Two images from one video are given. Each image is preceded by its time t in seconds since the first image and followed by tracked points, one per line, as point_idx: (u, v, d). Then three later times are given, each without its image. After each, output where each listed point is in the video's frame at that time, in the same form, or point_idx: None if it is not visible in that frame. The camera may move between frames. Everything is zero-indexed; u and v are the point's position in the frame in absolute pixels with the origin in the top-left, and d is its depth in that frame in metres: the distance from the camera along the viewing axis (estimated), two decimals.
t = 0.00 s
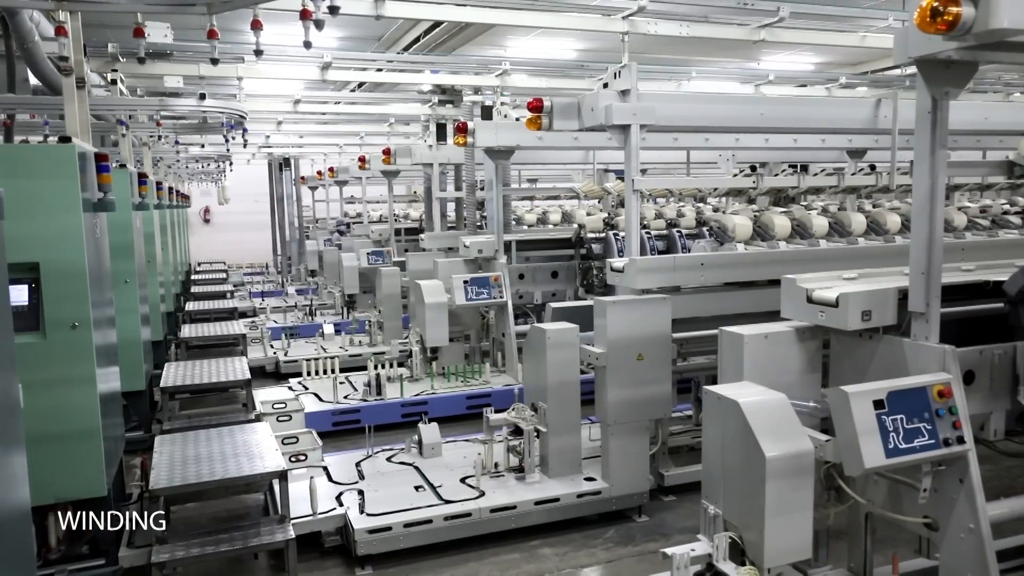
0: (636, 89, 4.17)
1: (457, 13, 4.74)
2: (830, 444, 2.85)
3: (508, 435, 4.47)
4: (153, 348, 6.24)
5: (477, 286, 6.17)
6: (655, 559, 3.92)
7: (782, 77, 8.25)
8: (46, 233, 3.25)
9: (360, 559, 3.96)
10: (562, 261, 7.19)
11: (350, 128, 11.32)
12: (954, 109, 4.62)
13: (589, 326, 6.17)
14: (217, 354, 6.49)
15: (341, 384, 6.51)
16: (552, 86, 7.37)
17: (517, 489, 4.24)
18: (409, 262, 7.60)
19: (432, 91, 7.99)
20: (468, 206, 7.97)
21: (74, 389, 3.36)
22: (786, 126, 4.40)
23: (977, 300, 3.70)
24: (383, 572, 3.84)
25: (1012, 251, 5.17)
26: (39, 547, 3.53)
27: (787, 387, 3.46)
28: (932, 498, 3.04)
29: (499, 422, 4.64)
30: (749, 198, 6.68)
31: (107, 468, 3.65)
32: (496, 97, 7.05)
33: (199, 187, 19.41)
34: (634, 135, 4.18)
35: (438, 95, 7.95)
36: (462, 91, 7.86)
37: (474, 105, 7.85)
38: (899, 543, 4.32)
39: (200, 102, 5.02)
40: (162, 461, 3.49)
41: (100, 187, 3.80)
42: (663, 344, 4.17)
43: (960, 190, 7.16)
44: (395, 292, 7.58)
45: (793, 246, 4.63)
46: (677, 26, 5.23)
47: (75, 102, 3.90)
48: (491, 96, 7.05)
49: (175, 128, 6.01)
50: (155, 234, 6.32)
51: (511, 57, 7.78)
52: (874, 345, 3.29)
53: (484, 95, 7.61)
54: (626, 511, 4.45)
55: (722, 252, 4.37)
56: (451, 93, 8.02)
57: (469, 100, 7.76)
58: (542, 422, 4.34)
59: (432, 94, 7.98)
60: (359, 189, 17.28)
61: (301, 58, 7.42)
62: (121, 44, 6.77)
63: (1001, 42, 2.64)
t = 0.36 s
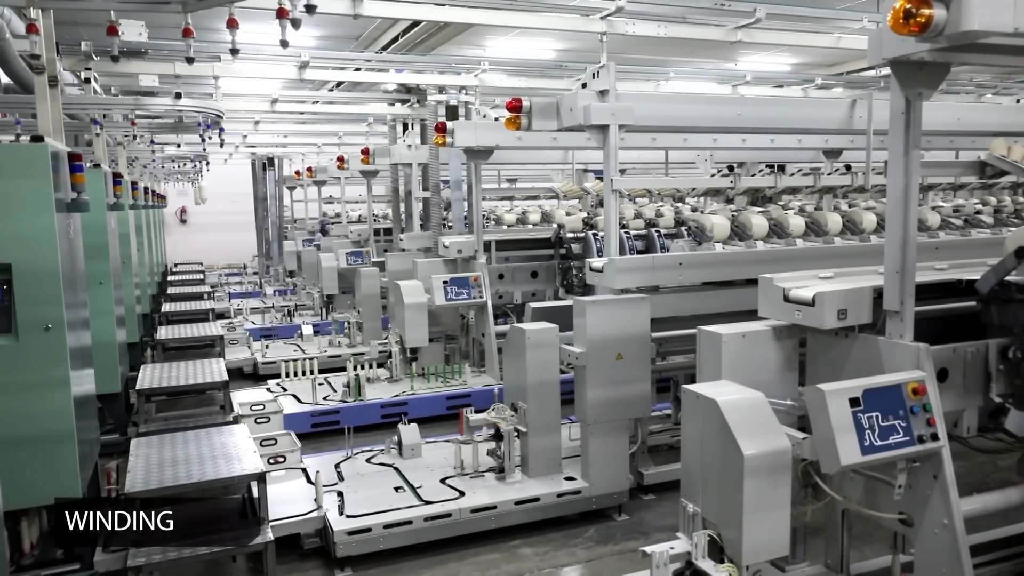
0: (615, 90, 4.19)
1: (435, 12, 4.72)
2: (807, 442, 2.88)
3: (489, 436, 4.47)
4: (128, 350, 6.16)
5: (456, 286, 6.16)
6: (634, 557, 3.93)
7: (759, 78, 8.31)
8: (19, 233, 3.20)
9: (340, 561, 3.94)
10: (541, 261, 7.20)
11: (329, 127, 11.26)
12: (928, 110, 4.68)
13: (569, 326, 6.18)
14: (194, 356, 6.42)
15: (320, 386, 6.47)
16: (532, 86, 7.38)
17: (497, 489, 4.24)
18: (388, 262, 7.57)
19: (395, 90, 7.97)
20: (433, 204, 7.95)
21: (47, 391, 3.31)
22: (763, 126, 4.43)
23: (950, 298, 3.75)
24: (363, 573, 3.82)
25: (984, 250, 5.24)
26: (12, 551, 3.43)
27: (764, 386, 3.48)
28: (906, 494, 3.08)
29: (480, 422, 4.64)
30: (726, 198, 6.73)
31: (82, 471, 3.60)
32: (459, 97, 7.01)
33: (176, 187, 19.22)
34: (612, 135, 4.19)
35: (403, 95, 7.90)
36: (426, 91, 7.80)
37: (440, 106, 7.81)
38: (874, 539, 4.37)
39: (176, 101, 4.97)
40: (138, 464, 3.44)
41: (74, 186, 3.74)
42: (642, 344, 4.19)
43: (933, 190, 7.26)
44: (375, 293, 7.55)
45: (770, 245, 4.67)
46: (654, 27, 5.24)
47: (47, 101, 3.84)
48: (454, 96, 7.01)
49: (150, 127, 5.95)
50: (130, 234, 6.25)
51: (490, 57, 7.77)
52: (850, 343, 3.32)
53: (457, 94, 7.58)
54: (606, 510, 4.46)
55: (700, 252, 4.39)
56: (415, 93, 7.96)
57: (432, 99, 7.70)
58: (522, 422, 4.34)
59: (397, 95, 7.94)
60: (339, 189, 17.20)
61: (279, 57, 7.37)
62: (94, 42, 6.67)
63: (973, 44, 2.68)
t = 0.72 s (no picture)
0: (599, 90, 4.20)
1: (420, 12, 4.71)
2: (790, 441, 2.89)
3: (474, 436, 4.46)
4: (110, 351, 6.10)
5: (441, 286, 6.15)
6: (619, 556, 3.94)
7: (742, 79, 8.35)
8: None
9: (324, 562, 3.92)
10: (526, 261, 7.20)
11: (314, 127, 11.21)
12: (909, 111, 4.72)
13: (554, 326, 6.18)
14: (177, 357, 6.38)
15: (304, 386, 6.43)
16: (516, 86, 7.37)
17: (483, 489, 4.23)
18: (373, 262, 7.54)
19: (365, 89, 7.95)
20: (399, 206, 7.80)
21: (26, 394, 3.27)
22: (747, 126, 4.45)
23: (931, 297, 3.78)
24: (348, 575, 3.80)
25: (964, 249, 5.29)
26: None
27: (747, 385, 3.50)
28: (888, 492, 3.10)
29: (465, 422, 4.63)
30: (710, 198, 6.75)
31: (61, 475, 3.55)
32: (429, 98, 6.90)
33: (159, 187, 19.09)
34: (597, 135, 4.20)
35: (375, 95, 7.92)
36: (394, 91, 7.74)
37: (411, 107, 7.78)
38: (857, 537, 4.40)
39: (157, 101, 4.93)
40: (120, 466, 3.40)
41: (54, 187, 3.69)
42: (627, 343, 4.19)
43: (914, 190, 7.31)
44: (360, 293, 7.54)
45: (753, 245, 4.69)
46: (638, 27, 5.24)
47: (27, 100, 3.80)
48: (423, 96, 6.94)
49: (132, 127, 5.90)
50: (112, 235, 6.19)
51: (475, 57, 7.76)
52: (833, 342, 3.34)
53: (437, 93, 7.55)
54: (592, 509, 4.46)
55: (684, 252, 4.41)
56: (385, 93, 7.90)
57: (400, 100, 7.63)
58: (507, 422, 4.34)
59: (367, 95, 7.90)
60: (323, 190, 17.13)
61: (262, 57, 7.33)
62: (74, 41, 6.61)
63: (953, 44, 2.70)
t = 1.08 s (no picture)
0: (587, 90, 4.21)
1: (408, 12, 4.71)
2: (777, 439, 2.91)
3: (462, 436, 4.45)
4: (95, 352, 6.05)
5: (429, 286, 6.14)
6: (608, 556, 3.94)
7: (729, 79, 8.39)
8: None
9: (312, 564, 3.90)
10: (514, 261, 7.21)
11: (301, 127, 11.16)
12: (894, 111, 4.76)
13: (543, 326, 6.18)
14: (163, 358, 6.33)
15: (292, 387, 6.40)
16: (504, 86, 7.38)
17: (471, 489, 4.23)
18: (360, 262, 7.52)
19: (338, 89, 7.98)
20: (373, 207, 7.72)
21: (11, 395, 3.23)
22: (734, 127, 4.47)
23: (916, 296, 3.80)
24: None
25: (948, 249, 5.34)
26: None
27: (734, 384, 3.51)
28: (874, 490, 3.12)
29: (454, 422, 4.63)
30: (697, 198, 6.78)
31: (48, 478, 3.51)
32: (402, 98, 6.97)
33: (144, 187, 18.96)
34: (584, 135, 4.20)
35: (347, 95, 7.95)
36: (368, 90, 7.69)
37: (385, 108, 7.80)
38: (843, 534, 4.43)
39: (143, 100, 4.89)
40: (105, 468, 3.38)
41: (38, 187, 3.66)
42: (615, 343, 4.21)
43: (899, 190, 7.38)
44: (347, 293, 7.52)
45: (740, 245, 4.72)
46: (626, 27, 5.25)
47: (10, 100, 3.76)
48: (391, 96, 6.95)
49: (117, 127, 5.86)
50: (97, 235, 6.14)
51: (463, 57, 7.76)
52: (819, 341, 3.36)
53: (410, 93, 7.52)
54: (580, 509, 4.47)
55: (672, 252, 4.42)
56: (357, 92, 7.81)
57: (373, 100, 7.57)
58: (496, 422, 4.34)
59: (338, 96, 7.89)
60: (311, 189, 17.07)
61: (248, 56, 7.30)
62: (57, 40, 6.55)
63: (937, 45, 2.72)
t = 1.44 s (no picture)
0: (573, 90, 4.22)
1: (402, 12, 4.71)
2: (763, 438, 2.92)
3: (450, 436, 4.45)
4: (78, 354, 5.99)
5: (417, 286, 6.13)
6: (596, 555, 3.95)
7: (714, 80, 8.44)
8: None
9: (299, 565, 3.88)
10: (501, 261, 7.20)
11: (288, 127, 11.11)
12: (878, 112, 4.81)
13: (530, 325, 6.18)
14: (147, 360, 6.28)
15: (278, 388, 6.37)
16: (491, 86, 7.38)
17: (459, 489, 4.22)
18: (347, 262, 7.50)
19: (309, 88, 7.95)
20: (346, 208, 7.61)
21: None
22: (720, 127, 4.50)
23: (900, 295, 3.84)
24: None
25: (931, 248, 5.40)
26: None
27: (721, 383, 3.53)
28: (859, 487, 3.14)
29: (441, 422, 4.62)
30: (684, 198, 6.81)
31: (31, 483, 3.45)
32: (374, 96, 6.89)
33: (128, 187, 18.81)
34: (571, 135, 4.21)
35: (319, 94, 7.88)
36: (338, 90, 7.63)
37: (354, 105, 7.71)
38: (829, 531, 4.47)
39: (127, 99, 4.84)
40: (89, 471, 3.34)
41: (20, 186, 3.61)
42: (602, 343, 4.22)
43: (883, 190, 7.44)
44: (334, 294, 7.49)
45: (726, 245, 4.74)
46: (612, 28, 5.26)
47: None
48: (361, 94, 6.85)
49: (100, 126, 5.80)
50: (79, 235, 6.07)
51: (450, 56, 7.75)
52: (804, 339, 3.39)
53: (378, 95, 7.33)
54: (568, 508, 4.47)
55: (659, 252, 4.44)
56: (329, 91, 7.79)
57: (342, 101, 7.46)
58: (483, 422, 4.34)
59: (309, 94, 7.83)
60: (298, 189, 16.99)
61: (233, 55, 7.26)
62: (39, 38, 6.48)
63: (920, 47, 2.74)
